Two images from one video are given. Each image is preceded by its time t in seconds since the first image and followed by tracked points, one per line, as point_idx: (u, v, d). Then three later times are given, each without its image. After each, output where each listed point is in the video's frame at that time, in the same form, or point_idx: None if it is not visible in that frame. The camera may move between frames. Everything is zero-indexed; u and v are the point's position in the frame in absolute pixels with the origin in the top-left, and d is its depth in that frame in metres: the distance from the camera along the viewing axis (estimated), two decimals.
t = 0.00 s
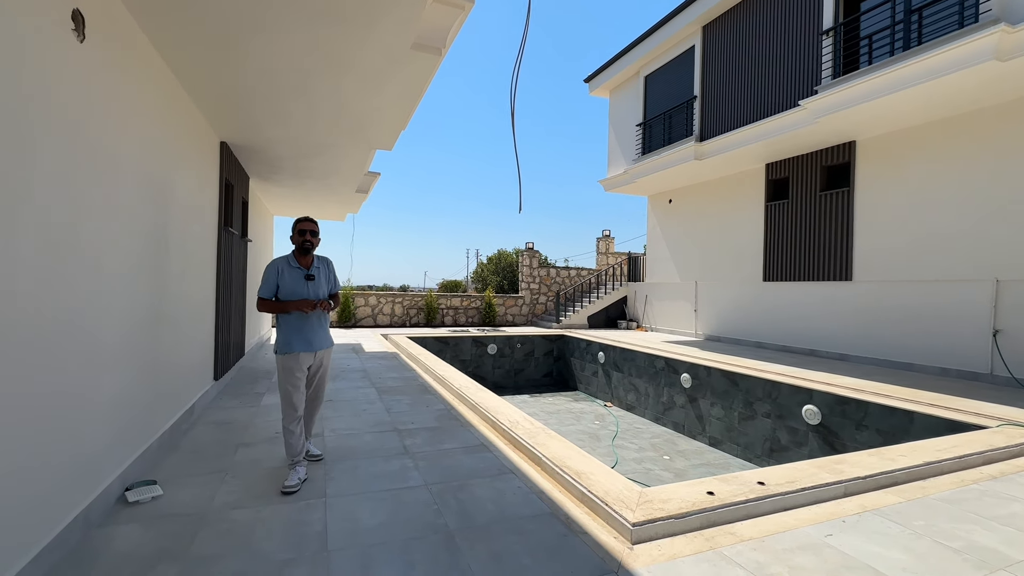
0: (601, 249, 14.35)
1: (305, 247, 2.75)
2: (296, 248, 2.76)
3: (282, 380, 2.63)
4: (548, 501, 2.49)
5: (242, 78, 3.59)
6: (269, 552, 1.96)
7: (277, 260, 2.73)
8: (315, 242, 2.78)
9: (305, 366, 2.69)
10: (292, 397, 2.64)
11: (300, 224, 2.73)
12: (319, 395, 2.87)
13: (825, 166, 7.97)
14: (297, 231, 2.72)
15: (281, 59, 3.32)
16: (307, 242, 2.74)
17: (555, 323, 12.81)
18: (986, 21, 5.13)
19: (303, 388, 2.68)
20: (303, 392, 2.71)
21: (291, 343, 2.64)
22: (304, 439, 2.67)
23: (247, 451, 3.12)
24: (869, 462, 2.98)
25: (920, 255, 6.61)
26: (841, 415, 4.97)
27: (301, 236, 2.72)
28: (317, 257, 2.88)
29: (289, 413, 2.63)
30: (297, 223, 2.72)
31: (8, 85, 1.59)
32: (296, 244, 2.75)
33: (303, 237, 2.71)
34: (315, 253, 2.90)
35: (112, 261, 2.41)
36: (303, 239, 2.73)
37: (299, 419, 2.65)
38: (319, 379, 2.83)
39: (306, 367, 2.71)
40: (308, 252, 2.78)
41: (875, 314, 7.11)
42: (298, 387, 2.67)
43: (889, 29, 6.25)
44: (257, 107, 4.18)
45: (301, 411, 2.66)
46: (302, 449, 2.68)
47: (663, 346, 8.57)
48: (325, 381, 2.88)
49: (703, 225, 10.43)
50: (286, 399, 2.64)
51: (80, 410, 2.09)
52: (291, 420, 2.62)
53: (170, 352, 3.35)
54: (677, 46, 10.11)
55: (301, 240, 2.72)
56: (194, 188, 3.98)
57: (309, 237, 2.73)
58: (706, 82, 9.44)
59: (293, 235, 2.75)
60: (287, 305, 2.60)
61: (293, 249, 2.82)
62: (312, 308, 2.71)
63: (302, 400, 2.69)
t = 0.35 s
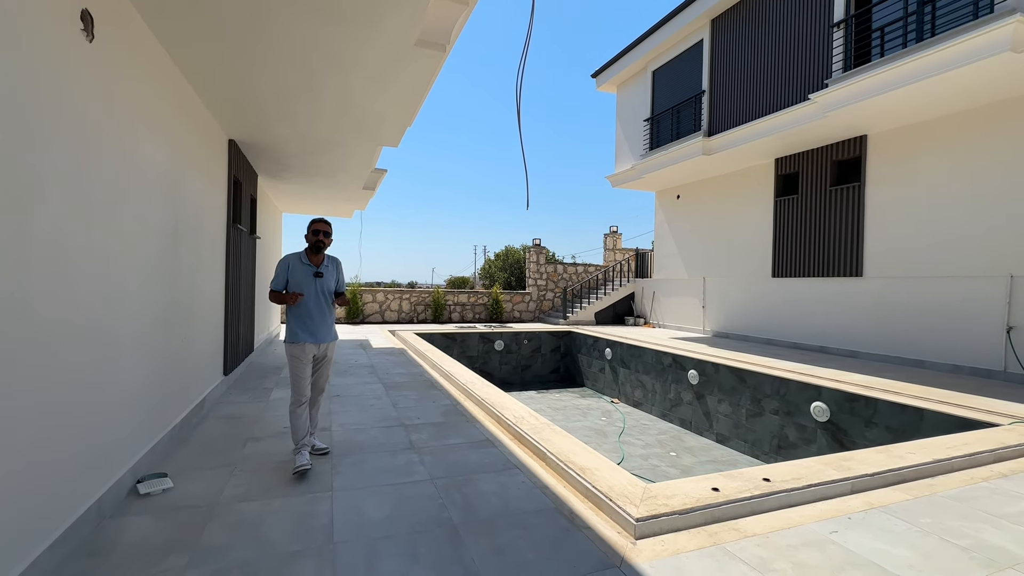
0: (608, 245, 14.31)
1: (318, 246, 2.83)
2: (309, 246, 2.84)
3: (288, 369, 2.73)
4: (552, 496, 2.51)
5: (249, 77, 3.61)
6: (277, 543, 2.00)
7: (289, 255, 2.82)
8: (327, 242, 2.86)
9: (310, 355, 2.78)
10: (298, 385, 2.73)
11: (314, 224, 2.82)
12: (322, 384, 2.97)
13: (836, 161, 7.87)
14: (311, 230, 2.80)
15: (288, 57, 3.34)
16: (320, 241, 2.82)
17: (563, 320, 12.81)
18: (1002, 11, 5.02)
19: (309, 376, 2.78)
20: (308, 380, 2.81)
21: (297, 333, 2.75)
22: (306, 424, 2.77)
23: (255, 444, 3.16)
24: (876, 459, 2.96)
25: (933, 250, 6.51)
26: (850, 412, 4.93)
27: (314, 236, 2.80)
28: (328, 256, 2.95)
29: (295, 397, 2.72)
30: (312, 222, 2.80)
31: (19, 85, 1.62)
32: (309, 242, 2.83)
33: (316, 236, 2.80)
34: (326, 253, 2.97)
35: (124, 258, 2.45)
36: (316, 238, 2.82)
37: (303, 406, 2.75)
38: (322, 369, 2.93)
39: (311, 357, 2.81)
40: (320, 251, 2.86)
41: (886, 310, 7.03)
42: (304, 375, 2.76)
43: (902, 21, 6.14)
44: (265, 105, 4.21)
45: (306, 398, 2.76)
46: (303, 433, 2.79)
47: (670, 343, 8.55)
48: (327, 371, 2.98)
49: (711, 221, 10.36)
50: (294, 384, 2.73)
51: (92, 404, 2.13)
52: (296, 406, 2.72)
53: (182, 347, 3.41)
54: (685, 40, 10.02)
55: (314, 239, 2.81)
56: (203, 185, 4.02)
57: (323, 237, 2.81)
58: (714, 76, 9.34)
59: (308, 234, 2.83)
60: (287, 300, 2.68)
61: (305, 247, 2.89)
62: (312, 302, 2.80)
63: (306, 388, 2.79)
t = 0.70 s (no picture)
0: (611, 240, 14.28)
1: (317, 239, 2.98)
2: (309, 240, 2.99)
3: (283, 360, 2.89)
4: (552, 487, 2.53)
5: (252, 72, 3.63)
6: (281, 532, 2.03)
7: (290, 248, 2.98)
8: (327, 236, 3.00)
9: (306, 347, 2.93)
10: (292, 377, 2.89)
11: (315, 218, 2.96)
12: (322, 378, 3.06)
13: (840, 155, 7.82)
14: (311, 224, 2.94)
15: (290, 52, 3.35)
16: (320, 235, 2.96)
17: (566, 315, 12.82)
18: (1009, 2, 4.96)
19: (303, 369, 2.93)
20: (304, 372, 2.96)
21: (295, 324, 2.91)
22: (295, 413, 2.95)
23: (260, 437, 3.21)
24: (876, 452, 2.97)
25: (938, 245, 6.48)
26: (852, 406, 4.93)
27: (314, 230, 2.94)
28: (328, 249, 3.11)
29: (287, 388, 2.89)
30: (313, 217, 2.95)
31: (26, 83, 1.64)
32: (309, 236, 2.99)
33: (315, 230, 2.94)
34: (326, 246, 3.13)
35: (130, 252, 2.48)
36: (316, 231, 2.96)
37: (293, 396, 2.92)
38: (321, 363, 3.03)
39: (306, 349, 2.94)
40: (320, 245, 3.01)
41: (890, 305, 7.00)
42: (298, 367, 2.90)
43: (907, 13, 6.08)
44: (267, 101, 4.23)
45: (298, 388, 2.92)
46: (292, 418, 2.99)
47: (673, 337, 8.56)
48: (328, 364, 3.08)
49: (714, 216, 10.33)
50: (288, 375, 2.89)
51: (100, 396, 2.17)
52: (286, 396, 2.89)
53: (187, 340, 3.45)
54: (687, 35, 9.98)
55: (314, 233, 2.95)
56: (207, 180, 4.04)
57: (322, 231, 2.95)
58: (717, 69, 9.29)
59: (308, 227, 2.97)
60: (292, 287, 2.84)
61: (306, 240, 3.05)
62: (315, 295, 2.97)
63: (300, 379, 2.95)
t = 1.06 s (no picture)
0: (611, 236, 14.27)
1: (301, 234, 3.02)
2: (293, 235, 3.03)
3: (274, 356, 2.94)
4: (552, 480, 2.56)
5: (251, 69, 3.63)
6: (283, 524, 2.05)
7: (275, 245, 3.04)
8: (311, 229, 3.04)
9: (294, 343, 2.97)
10: (281, 374, 2.94)
11: (298, 213, 3.00)
12: (318, 373, 3.08)
13: (840, 150, 7.82)
14: (294, 219, 2.98)
15: (289, 49, 3.35)
16: (303, 229, 3.00)
17: (566, 311, 12.84)
18: None
19: (293, 366, 2.96)
20: (293, 369, 2.98)
21: (282, 319, 2.95)
22: (288, 407, 3.03)
23: (262, 432, 3.23)
24: (873, 445, 2.99)
25: (938, 239, 6.48)
26: (851, 401, 4.94)
27: (297, 224, 2.99)
28: (314, 244, 3.14)
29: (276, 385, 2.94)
30: (295, 211, 3.00)
31: (26, 81, 1.65)
32: (293, 231, 3.03)
33: (299, 224, 2.98)
34: (313, 241, 3.16)
35: (132, 249, 2.49)
36: (300, 226, 3.00)
37: (285, 392, 2.98)
38: (314, 359, 3.04)
39: (295, 345, 2.98)
40: (304, 239, 3.04)
41: (890, 300, 7.01)
42: (287, 364, 2.94)
43: (907, 8, 6.07)
44: (267, 97, 4.23)
45: (287, 386, 2.97)
46: (287, 412, 3.08)
47: (673, 333, 8.58)
48: (322, 359, 3.08)
49: (714, 211, 10.33)
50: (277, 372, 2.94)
51: (103, 390, 2.19)
52: (277, 393, 2.96)
53: (189, 335, 3.46)
54: (687, 30, 9.96)
55: (297, 227, 2.99)
56: (208, 177, 4.04)
57: (305, 225, 2.99)
58: (717, 64, 9.27)
59: (292, 222, 3.02)
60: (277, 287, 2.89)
61: (291, 236, 3.09)
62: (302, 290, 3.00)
63: (290, 375, 3.00)
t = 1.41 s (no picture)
0: (609, 233, 14.27)
1: (282, 230, 2.99)
2: (275, 232, 3.01)
3: (262, 353, 2.96)
4: (551, 476, 2.57)
5: (248, 65, 3.62)
6: (284, 520, 2.06)
7: (257, 242, 3.02)
8: (292, 226, 3.02)
9: (280, 340, 2.98)
10: (271, 371, 2.97)
11: (277, 210, 2.99)
12: (309, 368, 3.10)
13: (838, 146, 7.83)
14: (274, 216, 2.97)
15: (287, 45, 3.34)
16: (284, 225, 2.98)
17: (564, 307, 12.84)
18: None
19: (283, 363, 2.99)
20: (283, 365, 3.01)
21: (266, 317, 2.97)
22: (284, 404, 3.05)
23: (262, 429, 3.24)
24: (870, 440, 3.01)
25: (935, 236, 6.51)
26: (847, 396, 4.97)
27: (278, 221, 2.97)
28: (297, 239, 3.11)
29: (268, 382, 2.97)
30: (274, 208, 2.97)
31: (25, 78, 1.65)
32: (273, 228, 3.01)
33: (279, 221, 2.96)
34: (296, 236, 3.13)
35: (131, 246, 2.49)
36: (280, 222, 2.98)
37: (279, 389, 3.01)
38: (302, 353, 3.06)
39: (281, 341, 2.99)
40: (286, 235, 3.02)
41: (887, 296, 7.04)
42: (276, 361, 2.97)
43: (905, 4, 6.08)
44: (264, 94, 4.21)
45: (280, 382, 3.00)
46: (285, 409, 3.10)
47: (671, 329, 8.61)
48: (311, 353, 3.11)
49: (712, 208, 10.34)
50: (267, 370, 2.97)
51: (103, 387, 2.19)
52: (271, 390, 2.98)
53: (188, 332, 3.46)
54: (686, 26, 9.94)
55: (278, 224, 2.97)
56: (206, 173, 4.03)
57: (286, 221, 2.97)
58: (715, 61, 9.27)
59: (272, 219, 3.00)
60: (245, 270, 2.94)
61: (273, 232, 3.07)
62: (285, 287, 3.01)
63: (281, 372, 3.03)
